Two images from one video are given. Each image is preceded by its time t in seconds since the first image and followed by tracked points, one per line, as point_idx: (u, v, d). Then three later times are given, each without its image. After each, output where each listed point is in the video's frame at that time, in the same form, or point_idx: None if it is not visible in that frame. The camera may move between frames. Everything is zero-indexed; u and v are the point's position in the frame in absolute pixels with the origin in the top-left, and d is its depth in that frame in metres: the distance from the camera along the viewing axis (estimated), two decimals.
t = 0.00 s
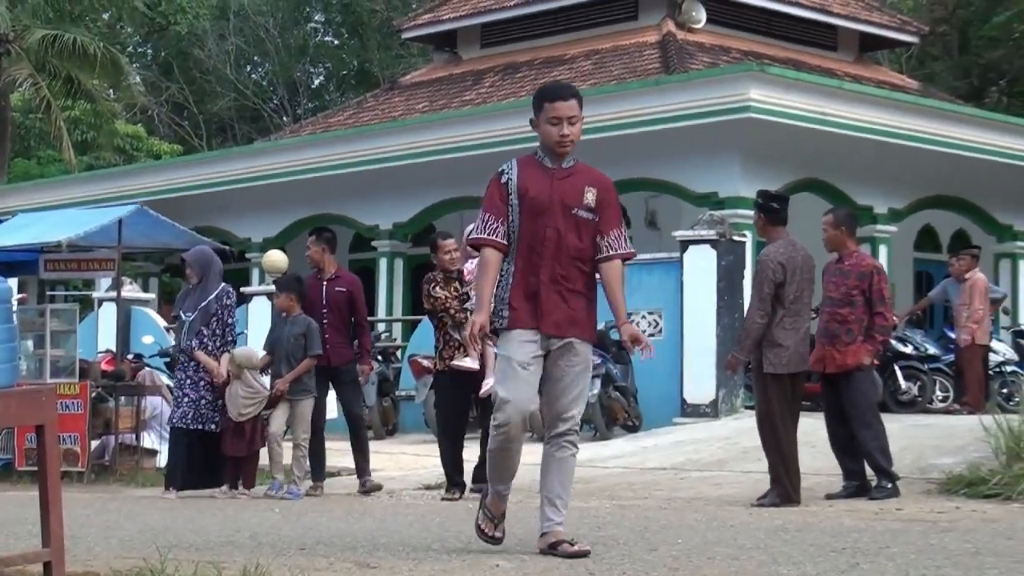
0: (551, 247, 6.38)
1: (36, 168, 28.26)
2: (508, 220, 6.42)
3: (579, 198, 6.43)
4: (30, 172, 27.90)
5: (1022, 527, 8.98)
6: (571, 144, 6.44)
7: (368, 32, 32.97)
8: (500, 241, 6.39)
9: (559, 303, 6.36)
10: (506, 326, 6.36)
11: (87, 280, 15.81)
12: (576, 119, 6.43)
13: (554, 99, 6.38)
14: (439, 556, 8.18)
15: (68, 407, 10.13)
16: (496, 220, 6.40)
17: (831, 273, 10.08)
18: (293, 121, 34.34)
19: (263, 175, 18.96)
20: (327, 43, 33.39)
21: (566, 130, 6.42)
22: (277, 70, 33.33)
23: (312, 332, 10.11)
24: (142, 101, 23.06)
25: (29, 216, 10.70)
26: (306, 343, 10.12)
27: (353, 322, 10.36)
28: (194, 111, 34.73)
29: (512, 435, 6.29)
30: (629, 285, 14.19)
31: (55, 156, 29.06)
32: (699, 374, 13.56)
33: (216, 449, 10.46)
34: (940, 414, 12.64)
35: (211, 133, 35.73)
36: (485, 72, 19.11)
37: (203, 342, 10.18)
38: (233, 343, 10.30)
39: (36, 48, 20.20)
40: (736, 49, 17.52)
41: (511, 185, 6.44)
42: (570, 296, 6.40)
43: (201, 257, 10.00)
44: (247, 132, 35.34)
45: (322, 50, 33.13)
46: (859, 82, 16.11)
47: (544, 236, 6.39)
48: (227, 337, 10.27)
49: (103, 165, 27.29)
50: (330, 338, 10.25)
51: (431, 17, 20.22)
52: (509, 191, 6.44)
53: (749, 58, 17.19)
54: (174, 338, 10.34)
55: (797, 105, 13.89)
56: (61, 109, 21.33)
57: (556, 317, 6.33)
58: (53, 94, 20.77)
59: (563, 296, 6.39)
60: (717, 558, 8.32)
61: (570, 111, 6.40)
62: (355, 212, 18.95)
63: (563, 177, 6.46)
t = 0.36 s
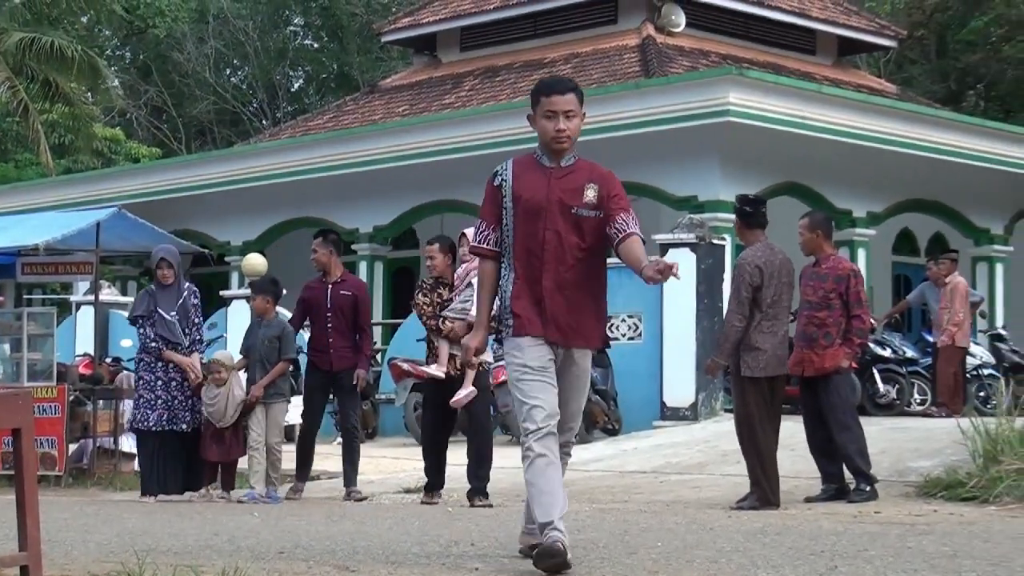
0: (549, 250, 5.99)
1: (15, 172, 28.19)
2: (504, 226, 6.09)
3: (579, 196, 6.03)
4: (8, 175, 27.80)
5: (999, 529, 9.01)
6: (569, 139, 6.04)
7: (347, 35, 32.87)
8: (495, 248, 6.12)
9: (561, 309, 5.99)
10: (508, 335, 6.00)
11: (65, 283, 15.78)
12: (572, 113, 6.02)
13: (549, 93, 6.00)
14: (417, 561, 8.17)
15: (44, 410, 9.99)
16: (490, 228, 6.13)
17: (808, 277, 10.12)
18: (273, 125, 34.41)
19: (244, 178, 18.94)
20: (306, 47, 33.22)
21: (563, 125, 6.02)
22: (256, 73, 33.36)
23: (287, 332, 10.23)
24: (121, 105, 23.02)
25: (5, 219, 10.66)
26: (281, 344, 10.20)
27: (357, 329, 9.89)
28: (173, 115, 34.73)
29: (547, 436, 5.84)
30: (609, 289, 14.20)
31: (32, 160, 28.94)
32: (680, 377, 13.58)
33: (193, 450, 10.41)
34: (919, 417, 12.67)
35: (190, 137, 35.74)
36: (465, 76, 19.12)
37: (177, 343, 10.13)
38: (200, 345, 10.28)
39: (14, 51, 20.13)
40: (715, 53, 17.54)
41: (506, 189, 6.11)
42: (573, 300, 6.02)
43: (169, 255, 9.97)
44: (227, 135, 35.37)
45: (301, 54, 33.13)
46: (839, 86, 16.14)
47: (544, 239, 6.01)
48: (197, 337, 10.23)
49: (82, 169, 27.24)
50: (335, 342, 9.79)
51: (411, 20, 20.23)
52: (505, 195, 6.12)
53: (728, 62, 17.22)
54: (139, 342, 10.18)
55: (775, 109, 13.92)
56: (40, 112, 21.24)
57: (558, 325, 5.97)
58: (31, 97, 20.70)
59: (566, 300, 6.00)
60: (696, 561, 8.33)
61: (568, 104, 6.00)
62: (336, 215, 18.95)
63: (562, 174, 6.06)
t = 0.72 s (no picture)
0: (546, 236, 5.71)
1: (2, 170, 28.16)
2: (499, 210, 5.80)
3: (578, 180, 5.77)
4: None
5: (985, 531, 9.02)
6: (567, 117, 5.79)
7: (336, 36, 32.84)
8: (490, 231, 5.78)
9: (558, 298, 5.70)
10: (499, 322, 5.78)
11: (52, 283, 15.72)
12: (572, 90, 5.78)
13: (544, 68, 5.78)
14: (404, 563, 8.16)
15: (30, 410, 9.97)
16: (485, 211, 5.79)
17: (794, 279, 10.16)
18: (261, 125, 34.35)
19: (232, 178, 18.91)
20: (294, 47, 33.23)
21: (559, 102, 5.78)
22: (244, 73, 33.36)
23: (271, 333, 10.13)
24: (108, 105, 22.96)
25: None
26: (267, 345, 10.11)
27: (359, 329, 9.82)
28: (161, 114, 34.62)
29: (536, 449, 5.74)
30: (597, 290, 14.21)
31: (19, 160, 28.88)
32: (667, 379, 13.59)
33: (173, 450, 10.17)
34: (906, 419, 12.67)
35: (178, 137, 35.62)
36: (453, 77, 19.12)
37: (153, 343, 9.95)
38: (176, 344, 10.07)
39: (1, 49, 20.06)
40: (703, 55, 17.54)
41: (502, 170, 5.82)
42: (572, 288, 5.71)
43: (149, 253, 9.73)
44: (215, 135, 35.26)
45: (290, 54, 33.11)
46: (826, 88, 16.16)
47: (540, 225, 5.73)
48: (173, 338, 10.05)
49: (68, 168, 27.15)
50: (342, 343, 9.68)
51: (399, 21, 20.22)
52: (500, 176, 5.82)
53: (716, 64, 17.23)
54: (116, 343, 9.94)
55: (763, 111, 13.94)
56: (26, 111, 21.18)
57: (555, 313, 5.67)
58: (17, 96, 20.66)
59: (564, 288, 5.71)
60: (684, 563, 8.34)
61: (564, 80, 5.77)
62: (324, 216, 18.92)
63: (562, 155, 5.79)
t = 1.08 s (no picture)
0: (559, 235, 5.46)
1: None
2: (510, 204, 5.50)
3: (593, 176, 5.53)
4: None
5: (976, 533, 9.05)
6: (581, 107, 5.55)
7: (330, 37, 32.91)
8: (504, 230, 5.44)
9: (570, 301, 5.44)
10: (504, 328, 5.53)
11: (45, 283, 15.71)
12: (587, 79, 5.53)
13: (558, 54, 5.51)
14: (396, 564, 8.17)
15: (22, 411, 9.95)
16: (496, 206, 5.46)
17: (787, 281, 10.20)
18: (254, 126, 34.29)
19: (226, 179, 18.90)
20: (288, 48, 33.32)
21: (572, 90, 5.53)
22: (237, 75, 33.35)
23: (277, 334, 10.10)
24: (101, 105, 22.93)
25: None
26: (271, 345, 10.11)
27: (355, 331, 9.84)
28: (154, 116, 34.49)
29: (526, 460, 5.55)
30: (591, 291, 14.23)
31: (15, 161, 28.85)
32: (660, 380, 13.60)
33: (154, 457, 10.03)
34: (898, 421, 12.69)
35: (172, 138, 35.47)
36: (446, 79, 19.14)
37: (145, 343, 9.78)
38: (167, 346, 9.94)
39: None
40: (696, 57, 17.55)
41: (513, 163, 5.54)
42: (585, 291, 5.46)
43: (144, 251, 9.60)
44: (209, 137, 35.13)
45: (283, 55, 33.13)
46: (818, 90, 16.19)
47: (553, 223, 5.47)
48: (164, 339, 9.90)
49: (61, 169, 27.10)
50: (341, 346, 9.71)
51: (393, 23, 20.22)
52: (510, 170, 5.54)
53: (709, 66, 17.25)
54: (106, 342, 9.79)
55: (756, 113, 13.97)
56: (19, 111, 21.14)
57: (567, 317, 5.41)
58: (10, 97, 20.59)
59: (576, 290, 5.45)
60: (676, 565, 8.36)
61: (576, 67, 5.51)
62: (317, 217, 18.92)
63: (575, 149, 5.55)
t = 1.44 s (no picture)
0: (551, 226, 5.31)
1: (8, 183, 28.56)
2: (500, 202, 5.43)
3: (585, 162, 5.35)
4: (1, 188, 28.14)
5: (957, 532, 9.38)
6: (568, 93, 5.44)
7: (331, 53, 33.55)
8: (493, 228, 5.41)
9: (566, 296, 5.30)
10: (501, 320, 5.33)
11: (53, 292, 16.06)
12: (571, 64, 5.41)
13: (544, 42, 5.44)
14: (398, 563, 8.51)
15: (34, 416, 10.28)
16: (484, 204, 5.42)
17: (773, 288, 10.53)
18: (257, 140, 34.79)
19: (227, 190, 19.26)
20: (290, 63, 33.88)
21: (559, 77, 5.43)
22: (241, 89, 33.93)
23: (291, 341, 10.52)
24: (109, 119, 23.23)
25: None
26: (284, 351, 10.51)
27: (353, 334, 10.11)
28: (161, 130, 34.91)
29: (509, 445, 5.10)
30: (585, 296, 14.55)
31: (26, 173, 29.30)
32: (651, 384, 13.94)
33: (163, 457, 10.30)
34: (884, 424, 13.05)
35: (178, 151, 35.81)
36: (444, 93, 19.51)
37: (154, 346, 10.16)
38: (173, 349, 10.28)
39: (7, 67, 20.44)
40: (686, 72, 17.92)
41: (500, 157, 5.44)
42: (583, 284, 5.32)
43: (152, 255, 9.95)
44: (214, 150, 35.48)
45: (285, 71, 33.71)
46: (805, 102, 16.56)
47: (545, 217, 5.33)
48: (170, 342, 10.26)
49: (71, 182, 27.53)
50: (332, 348, 9.95)
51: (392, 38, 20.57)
52: (499, 164, 5.45)
53: (699, 81, 17.62)
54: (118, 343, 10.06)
55: (744, 125, 14.31)
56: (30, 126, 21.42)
57: (564, 313, 5.27)
58: (21, 112, 20.95)
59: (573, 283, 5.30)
60: (667, 563, 8.70)
61: (564, 52, 5.43)
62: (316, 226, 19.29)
63: (565, 136, 5.39)
